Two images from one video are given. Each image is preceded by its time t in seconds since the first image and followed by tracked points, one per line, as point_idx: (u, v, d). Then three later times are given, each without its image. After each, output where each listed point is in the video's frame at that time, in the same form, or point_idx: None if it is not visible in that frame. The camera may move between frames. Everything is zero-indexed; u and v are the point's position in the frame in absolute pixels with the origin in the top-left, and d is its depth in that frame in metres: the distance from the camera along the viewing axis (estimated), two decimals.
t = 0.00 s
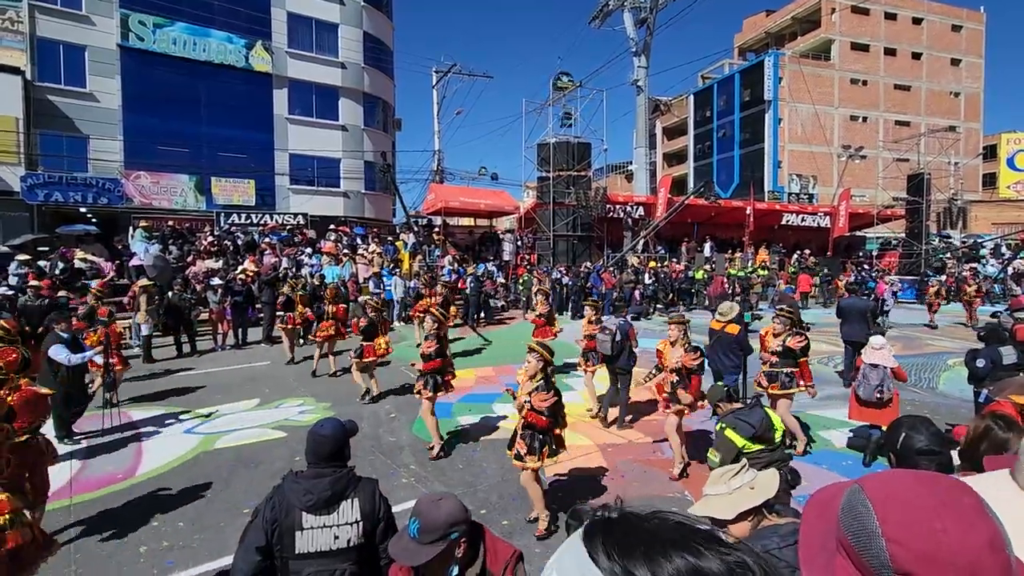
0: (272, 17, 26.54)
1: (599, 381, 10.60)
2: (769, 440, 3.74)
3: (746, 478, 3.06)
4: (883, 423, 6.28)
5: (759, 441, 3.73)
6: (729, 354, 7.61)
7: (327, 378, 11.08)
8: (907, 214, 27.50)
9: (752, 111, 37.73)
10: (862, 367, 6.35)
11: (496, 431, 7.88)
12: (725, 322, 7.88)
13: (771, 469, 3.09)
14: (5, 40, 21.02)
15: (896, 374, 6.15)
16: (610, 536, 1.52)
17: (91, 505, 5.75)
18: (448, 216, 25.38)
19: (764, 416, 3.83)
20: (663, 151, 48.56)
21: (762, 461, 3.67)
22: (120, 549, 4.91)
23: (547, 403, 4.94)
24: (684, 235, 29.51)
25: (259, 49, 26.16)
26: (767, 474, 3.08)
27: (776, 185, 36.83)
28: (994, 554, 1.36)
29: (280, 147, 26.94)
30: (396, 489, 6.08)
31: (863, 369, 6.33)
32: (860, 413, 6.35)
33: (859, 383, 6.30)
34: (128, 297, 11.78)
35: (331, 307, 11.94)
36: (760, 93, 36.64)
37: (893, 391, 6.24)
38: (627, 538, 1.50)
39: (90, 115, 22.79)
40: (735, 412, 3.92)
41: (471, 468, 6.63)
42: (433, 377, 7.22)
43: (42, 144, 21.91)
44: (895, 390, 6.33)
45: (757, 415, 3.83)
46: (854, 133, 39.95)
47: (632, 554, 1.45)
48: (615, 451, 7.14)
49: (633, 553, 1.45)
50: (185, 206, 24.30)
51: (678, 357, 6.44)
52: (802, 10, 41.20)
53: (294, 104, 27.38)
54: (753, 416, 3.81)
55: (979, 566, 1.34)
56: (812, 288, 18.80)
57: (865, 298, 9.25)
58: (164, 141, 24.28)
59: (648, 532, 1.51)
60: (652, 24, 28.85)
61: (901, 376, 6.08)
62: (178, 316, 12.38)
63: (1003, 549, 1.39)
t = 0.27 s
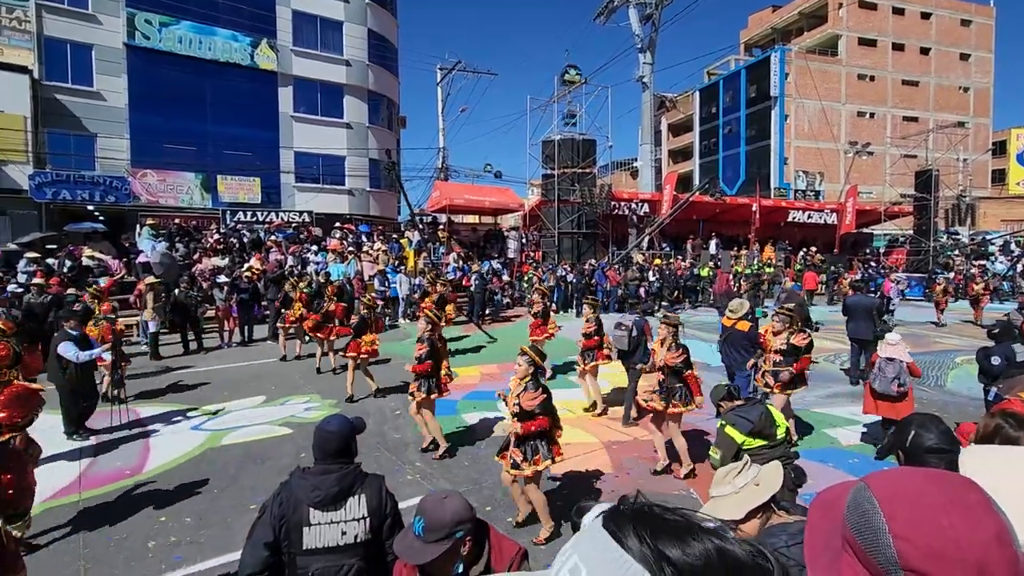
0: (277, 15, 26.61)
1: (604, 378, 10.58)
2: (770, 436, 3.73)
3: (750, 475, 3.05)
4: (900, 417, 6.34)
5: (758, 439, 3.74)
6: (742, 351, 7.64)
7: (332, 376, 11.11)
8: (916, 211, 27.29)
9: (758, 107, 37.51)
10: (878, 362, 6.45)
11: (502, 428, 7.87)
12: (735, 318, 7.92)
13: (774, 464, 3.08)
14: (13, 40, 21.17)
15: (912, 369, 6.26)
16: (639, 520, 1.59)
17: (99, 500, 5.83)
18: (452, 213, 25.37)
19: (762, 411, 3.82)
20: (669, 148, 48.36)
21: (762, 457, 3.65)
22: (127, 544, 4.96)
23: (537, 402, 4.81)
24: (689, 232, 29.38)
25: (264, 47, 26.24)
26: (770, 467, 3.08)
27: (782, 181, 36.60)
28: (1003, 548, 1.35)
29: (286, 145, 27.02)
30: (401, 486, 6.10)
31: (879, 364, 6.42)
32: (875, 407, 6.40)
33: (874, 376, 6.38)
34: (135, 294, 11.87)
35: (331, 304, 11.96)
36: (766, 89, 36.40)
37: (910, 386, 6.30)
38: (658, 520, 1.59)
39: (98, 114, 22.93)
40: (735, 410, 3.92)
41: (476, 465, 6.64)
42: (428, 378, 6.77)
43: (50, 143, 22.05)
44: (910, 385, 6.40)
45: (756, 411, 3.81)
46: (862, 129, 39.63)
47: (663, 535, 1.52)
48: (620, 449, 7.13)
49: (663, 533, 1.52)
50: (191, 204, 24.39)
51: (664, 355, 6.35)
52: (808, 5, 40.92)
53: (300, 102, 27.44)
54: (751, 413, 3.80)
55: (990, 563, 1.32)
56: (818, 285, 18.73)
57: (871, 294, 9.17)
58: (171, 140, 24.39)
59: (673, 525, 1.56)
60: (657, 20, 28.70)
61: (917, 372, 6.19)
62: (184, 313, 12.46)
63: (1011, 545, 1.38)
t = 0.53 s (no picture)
0: (284, 11, 26.66)
1: (610, 373, 10.59)
2: (776, 432, 3.71)
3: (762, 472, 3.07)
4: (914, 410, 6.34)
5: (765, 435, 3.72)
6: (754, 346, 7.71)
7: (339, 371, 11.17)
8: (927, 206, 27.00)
9: (766, 102, 37.22)
10: (893, 354, 6.43)
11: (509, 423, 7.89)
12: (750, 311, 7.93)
13: (786, 459, 3.08)
14: (23, 37, 21.31)
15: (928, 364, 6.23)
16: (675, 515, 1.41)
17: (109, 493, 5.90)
18: (459, 210, 25.37)
19: (769, 407, 3.81)
20: (677, 143, 48.10)
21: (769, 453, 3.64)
22: (139, 536, 5.03)
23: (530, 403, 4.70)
24: (697, 228, 29.23)
25: (271, 43, 26.32)
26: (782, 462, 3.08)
27: (791, 177, 36.32)
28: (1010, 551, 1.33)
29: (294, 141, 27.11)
30: (409, 480, 6.14)
31: (894, 356, 6.41)
32: (888, 399, 6.43)
33: (889, 368, 6.40)
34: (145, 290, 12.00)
35: (334, 300, 12.00)
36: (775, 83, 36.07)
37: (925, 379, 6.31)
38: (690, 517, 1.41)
39: (107, 111, 23.10)
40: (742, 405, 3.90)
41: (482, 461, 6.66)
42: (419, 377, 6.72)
43: (60, 140, 22.24)
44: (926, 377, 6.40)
45: (762, 407, 3.80)
46: (872, 123, 39.22)
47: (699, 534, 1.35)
48: (626, 445, 7.13)
49: (696, 533, 1.36)
50: (200, 200, 24.54)
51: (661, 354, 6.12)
52: None
53: (307, 98, 27.52)
54: (757, 408, 3.80)
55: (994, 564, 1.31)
56: (827, 281, 18.61)
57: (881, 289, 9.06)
58: (180, 136, 24.54)
59: (708, 523, 1.39)
60: (665, 14, 28.48)
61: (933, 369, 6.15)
62: (193, 309, 12.57)
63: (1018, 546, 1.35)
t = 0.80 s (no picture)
0: (292, 7, 26.72)
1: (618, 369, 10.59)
2: (786, 428, 3.69)
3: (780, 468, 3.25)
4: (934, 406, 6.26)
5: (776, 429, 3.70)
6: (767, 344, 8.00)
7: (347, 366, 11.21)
8: (941, 200, 26.64)
9: (777, 95, 36.87)
10: (916, 349, 6.38)
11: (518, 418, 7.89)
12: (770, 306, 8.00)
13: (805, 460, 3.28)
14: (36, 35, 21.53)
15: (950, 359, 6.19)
16: (706, 506, 1.42)
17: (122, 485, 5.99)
18: (467, 205, 25.37)
19: (780, 403, 3.78)
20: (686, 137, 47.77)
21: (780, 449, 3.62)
22: (152, 527, 5.10)
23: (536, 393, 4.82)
24: (705, 223, 29.06)
25: (280, 39, 26.39)
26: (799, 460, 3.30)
27: (801, 171, 35.98)
28: (1004, 562, 1.17)
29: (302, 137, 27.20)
30: (417, 474, 6.17)
31: (917, 351, 6.36)
32: (910, 394, 6.37)
33: (911, 363, 6.35)
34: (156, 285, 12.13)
35: (338, 295, 12.03)
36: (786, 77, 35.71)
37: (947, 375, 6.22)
38: (717, 507, 1.42)
39: (118, 107, 23.28)
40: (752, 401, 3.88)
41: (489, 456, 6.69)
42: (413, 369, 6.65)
43: (72, 136, 22.45)
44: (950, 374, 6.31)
45: (773, 403, 3.79)
46: (885, 117, 38.74)
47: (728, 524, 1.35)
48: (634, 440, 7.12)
49: (727, 522, 1.36)
50: (210, 196, 24.68)
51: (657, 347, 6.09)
52: None
53: (315, 94, 27.59)
54: (768, 403, 3.77)
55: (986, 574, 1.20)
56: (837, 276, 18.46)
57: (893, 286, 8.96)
58: (190, 132, 24.69)
59: (736, 512, 1.40)
60: (674, 7, 28.23)
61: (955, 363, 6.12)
62: (203, 304, 12.68)
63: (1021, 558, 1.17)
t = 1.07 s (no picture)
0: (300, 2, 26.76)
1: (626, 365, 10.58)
2: (797, 424, 3.68)
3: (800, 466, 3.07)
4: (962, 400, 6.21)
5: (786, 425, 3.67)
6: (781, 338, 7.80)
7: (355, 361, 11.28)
8: (955, 193, 26.27)
9: (787, 87, 36.50)
10: (941, 344, 6.32)
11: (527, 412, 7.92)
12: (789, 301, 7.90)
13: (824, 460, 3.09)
14: (48, 31, 21.71)
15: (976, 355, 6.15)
16: (691, 495, 1.44)
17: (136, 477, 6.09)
18: (474, 199, 25.37)
19: (791, 398, 3.74)
20: (696, 131, 47.41)
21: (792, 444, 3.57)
22: (165, 518, 5.17)
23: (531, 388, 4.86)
24: (714, 217, 28.88)
25: (288, 34, 26.45)
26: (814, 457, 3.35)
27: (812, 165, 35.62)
28: None
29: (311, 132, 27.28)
30: (426, 468, 6.20)
31: (942, 347, 6.31)
32: (935, 390, 6.31)
33: (936, 358, 6.28)
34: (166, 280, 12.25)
35: (344, 290, 12.08)
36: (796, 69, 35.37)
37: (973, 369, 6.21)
38: (703, 493, 1.44)
39: (129, 103, 23.44)
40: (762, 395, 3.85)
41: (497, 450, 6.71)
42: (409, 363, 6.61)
43: (84, 132, 22.65)
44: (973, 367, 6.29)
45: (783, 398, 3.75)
46: (897, 109, 38.24)
47: (713, 506, 1.38)
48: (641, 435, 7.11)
49: (714, 505, 1.39)
50: (219, 191, 24.83)
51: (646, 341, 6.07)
52: None
53: (324, 88, 27.65)
54: (779, 398, 3.74)
55: None
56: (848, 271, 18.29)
57: (905, 281, 8.84)
58: (200, 128, 24.84)
59: (723, 494, 1.42)
60: None
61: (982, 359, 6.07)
62: (213, 299, 12.79)
63: None
